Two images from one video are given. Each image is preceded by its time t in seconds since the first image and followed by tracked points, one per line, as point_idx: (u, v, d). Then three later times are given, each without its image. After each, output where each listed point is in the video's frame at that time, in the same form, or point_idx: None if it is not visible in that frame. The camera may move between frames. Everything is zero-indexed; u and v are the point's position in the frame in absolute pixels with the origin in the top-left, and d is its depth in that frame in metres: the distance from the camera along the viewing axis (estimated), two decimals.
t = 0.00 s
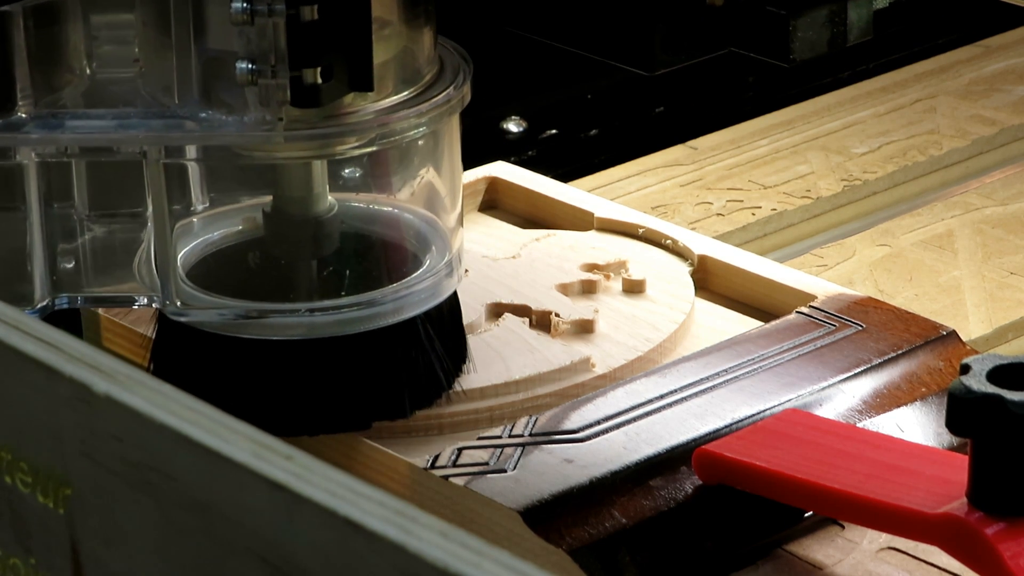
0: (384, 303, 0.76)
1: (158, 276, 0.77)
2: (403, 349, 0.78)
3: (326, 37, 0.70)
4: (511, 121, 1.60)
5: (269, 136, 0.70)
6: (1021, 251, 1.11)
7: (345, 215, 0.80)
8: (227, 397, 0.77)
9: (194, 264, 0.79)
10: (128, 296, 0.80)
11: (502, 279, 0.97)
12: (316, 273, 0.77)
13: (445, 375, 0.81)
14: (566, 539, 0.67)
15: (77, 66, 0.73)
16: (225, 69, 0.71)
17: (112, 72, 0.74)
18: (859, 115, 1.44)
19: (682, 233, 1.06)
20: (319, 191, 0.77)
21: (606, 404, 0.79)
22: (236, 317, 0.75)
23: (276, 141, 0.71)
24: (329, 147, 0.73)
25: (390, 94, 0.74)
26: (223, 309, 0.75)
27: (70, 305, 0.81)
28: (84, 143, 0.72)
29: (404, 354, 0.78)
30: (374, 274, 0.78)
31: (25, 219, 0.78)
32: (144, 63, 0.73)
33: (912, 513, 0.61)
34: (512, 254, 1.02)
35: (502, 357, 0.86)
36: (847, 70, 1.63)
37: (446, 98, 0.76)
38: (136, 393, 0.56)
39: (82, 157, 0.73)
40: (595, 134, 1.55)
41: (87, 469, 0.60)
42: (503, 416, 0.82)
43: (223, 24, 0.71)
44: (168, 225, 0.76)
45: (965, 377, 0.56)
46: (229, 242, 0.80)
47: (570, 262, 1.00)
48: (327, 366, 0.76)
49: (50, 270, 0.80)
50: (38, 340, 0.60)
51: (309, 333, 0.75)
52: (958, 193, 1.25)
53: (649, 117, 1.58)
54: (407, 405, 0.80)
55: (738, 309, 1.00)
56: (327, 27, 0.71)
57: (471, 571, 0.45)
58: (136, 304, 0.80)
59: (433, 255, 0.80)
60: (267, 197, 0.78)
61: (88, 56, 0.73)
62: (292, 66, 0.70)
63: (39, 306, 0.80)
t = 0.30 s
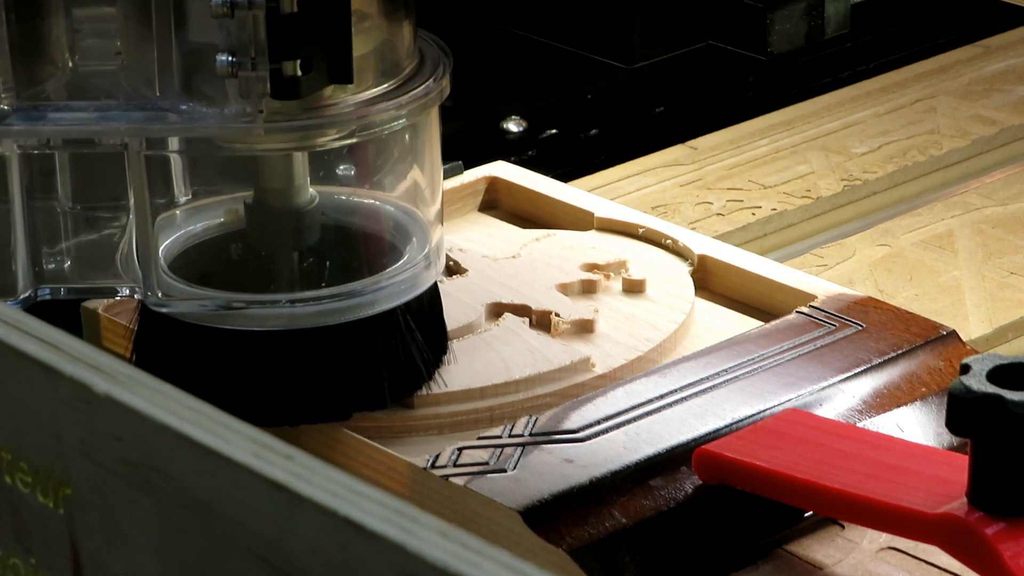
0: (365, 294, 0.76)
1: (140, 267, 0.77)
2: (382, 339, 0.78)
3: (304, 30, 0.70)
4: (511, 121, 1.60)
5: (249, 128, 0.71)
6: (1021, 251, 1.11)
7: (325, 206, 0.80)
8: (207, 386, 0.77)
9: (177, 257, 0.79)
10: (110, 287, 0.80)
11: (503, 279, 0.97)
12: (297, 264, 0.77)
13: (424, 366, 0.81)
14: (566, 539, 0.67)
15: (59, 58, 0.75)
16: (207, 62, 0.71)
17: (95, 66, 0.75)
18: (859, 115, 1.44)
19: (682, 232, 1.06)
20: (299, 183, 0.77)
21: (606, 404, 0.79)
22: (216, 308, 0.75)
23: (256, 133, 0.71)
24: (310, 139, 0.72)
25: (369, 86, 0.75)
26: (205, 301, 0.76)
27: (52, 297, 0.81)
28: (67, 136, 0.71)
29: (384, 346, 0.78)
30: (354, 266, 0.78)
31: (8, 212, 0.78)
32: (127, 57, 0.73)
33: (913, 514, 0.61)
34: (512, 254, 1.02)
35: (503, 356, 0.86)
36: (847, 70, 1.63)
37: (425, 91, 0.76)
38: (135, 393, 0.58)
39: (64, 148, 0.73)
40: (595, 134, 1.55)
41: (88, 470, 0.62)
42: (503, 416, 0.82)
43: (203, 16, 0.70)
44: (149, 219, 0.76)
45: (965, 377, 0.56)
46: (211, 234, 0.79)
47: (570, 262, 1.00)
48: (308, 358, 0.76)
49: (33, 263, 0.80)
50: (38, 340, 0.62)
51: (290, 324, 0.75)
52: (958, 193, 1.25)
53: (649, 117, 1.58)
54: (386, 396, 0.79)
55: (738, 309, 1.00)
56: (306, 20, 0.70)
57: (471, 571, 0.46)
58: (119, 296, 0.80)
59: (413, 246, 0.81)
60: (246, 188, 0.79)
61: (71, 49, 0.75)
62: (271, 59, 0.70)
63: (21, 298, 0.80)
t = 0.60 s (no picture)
0: (346, 286, 0.78)
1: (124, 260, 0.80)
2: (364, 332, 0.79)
3: (285, 22, 0.71)
4: (511, 121, 1.59)
5: (230, 121, 0.72)
6: (1021, 251, 1.11)
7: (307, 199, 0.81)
8: (189, 376, 0.78)
9: (159, 249, 0.80)
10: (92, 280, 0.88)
11: (503, 279, 0.97)
12: (279, 255, 0.78)
13: (406, 358, 0.82)
14: (566, 539, 0.67)
15: (42, 51, 0.76)
16: (187, 54, 0.72)
17: (77, 59, 0.76)
18: (859, 115, 1.44)
19: (683, 232, 1.06)
20: (281, 175, 0.78)
21: (606, 404, 0.79)
22: (197, 300, 0.76)
23: (237, 125, 0.72)
24: (291, 131, 0.73)
25: (351, 79, 0.75)
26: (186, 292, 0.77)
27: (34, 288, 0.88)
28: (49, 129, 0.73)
29: (364, 338, 0.79)
30: (335, 258, 0.79)
31: None
32: (109, 50, 0.74)
33: (913, 514, 0.61)
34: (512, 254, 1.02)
35: (502, 357, 0.86)
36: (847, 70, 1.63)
37: (405, 85, 0.77)
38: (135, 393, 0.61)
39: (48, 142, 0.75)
40: (595, 134, 1.55)
41: (88, 470, 0.64)
42: (503, 416, 0.82)
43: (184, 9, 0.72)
44: (130, 213, 0.79)
45: (965, 377, 0.57)
46: (194, 226, 0.81)
47: (570, 262, 1.00)
48: (288, 348, 0.77)
49: (14, 253, 0.87)
50: (38, 340, 0.65)
51: (270, 315, 0.76)
52: (958, 193, 1.25)
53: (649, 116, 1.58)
54: (367, 389, 0.80)
55: (738, 309, 1.00)
56: (285, 12, 0.71)
57: (470, 571, 0.49)
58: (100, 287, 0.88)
59: (394, 236, 0.82)
60: (229, 180, 0.79)
61: (54, 43, 0.76)
62: (252, 52, 0.71)
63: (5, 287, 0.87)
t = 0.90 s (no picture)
0: (328, 276, 0.77)
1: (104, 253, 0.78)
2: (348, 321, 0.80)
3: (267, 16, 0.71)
4: (511, 121, 1.59)
5: (211, 114, 0.72)
6: (1021, 251, 1.11)
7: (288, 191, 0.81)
8: (174, 370, 0.77)
9: (142, 240, 0.80)
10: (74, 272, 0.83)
11: (503, 279, 0.97)
12: (260, 248, 0.78)
13: (385, 348, 0.84)
14: (566, 539, 0.67)
15: (25, 44, 0.76)
16: (167, 48, 0.73)
17: (59, 51, 0.76)
18: (859, 115, 1.44)
19: (683, 232, 1.06)
20: (262, 166, 0.78)
21: (605, 404, 0.79)
22: (179, 291, 0.76)
23: (218, 118, 0.72)
24: (272, 123, 0.74)
25: (331, 71, 0.76)
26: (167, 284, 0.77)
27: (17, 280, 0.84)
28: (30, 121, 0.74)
29: (345, 328, 0.79)
30: (315, 249, 0.80)
31: None
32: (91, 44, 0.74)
33: (913, 513, 0.61)
34: (512, 254, 1.02)
35: (502, 357, 0.86)
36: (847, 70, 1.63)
37: (385, 77, 0.78)
38: (135, 392, 0.61)
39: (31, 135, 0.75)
40: (595, 134, 1.54)
41: (87, 469, 0.65)
42: (503, 416, 0.82)
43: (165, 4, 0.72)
44: (112, 204, 0.78)
45: (965, 377, 0.57)
46: (177, 218, 0.81)
47: (570, 262, 1.00)
48: (270, 339, 0.77)
49: None
50: (39, 340, 0.65)
51: (251, 306, 0.76)
52: (958, 193, 1.25)
53: (649, 116, 1.58)
54: (348, 379, 0.81)
55: (739, 309, 1.00)
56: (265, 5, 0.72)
57: (471, 571, 0.49)
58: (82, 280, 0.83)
59: (376, 229, 0.82)
60: (211, 173, 0.79)
61: (36, 36, 0.76)
62: (231, 45, 0.72)
63: None
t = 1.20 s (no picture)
0: (308, 269, 0.80)
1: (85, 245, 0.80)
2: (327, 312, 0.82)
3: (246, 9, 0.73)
4: (511, 121, 1.59)
5: (192, 106, 0.74)
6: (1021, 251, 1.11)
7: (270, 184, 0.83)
8: (161, 365, 0.79)
9: (125, 234, 0.82)
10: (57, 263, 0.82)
11: (503, 279, 0.97)
12: (241, 239, 0.81)
13: (366, 340, 0.85)
14: (566, 539, 0.67)
15: (8, 39, 0.76)
16: (149, 41, 0.75)
17: (42, 45, 0.76)
18: (859, 115, 1.44)
19: (683, 232, 1.06)
20: (243, 159, 0.80)
21: (605, 404, 0.79)
22: (162, 283, 0.78)
23: (199, 110, 0.74)
24: (253, 116, 0.76)
25: (312, 64, 0.78)
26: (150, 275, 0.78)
27: None
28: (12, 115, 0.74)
29: (326, 319, 0.82)
30: (295, 241, 0.82)
31: None
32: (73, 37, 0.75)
33: (912, 514, 0.61)
34: (512, 255, 1.02)
35: (502, 357, 0.86)
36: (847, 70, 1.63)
37: (365, 69, 0.81)
38: (135, 393, 0.63)
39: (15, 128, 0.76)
40: (595, 134, 1.54)
41: (87, 470, 0.67)
42: (503, 416, 0.82)
43: None
44: (94, 198, 0.79)
45: (965, 377, 0.57)
46: (159, 211, 0.82)
47: (570, 262, 1.00)
48: (250, 329, 0.79)
49: None
50: (39, 340, 0.68)
51: (233, 298, 0.78)
52: (958, 193, 1.25)
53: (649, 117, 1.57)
54: (328, 370, 0.83)
55: (739, 309, 1.00)
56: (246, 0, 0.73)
57: (472, 571, 0.51)
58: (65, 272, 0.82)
59: (356, 221, 0.84)
60: (192, 166, 0.81)
61: (20, 30, 0.76)
62: (213, 38, 0.73)
63: None
